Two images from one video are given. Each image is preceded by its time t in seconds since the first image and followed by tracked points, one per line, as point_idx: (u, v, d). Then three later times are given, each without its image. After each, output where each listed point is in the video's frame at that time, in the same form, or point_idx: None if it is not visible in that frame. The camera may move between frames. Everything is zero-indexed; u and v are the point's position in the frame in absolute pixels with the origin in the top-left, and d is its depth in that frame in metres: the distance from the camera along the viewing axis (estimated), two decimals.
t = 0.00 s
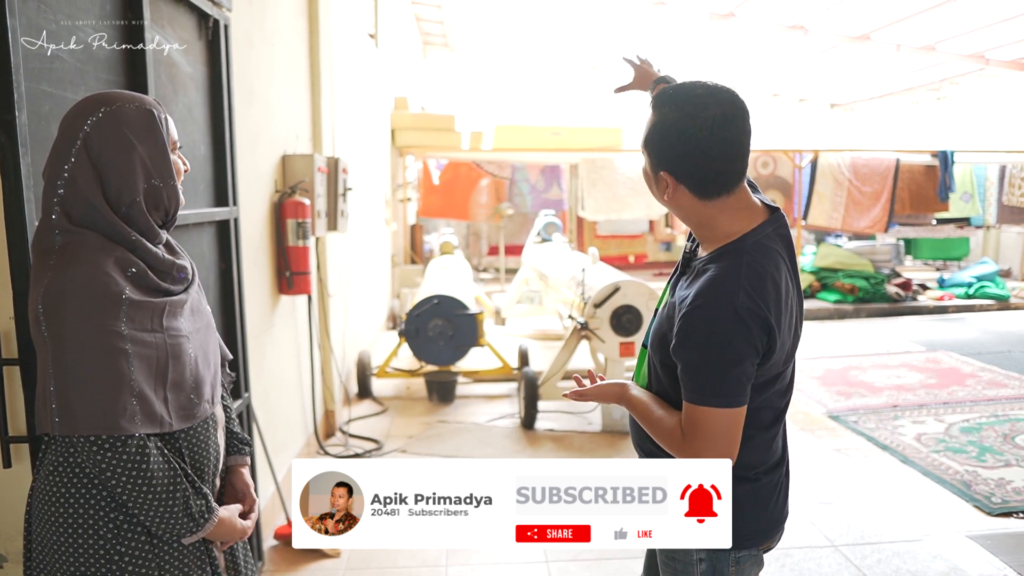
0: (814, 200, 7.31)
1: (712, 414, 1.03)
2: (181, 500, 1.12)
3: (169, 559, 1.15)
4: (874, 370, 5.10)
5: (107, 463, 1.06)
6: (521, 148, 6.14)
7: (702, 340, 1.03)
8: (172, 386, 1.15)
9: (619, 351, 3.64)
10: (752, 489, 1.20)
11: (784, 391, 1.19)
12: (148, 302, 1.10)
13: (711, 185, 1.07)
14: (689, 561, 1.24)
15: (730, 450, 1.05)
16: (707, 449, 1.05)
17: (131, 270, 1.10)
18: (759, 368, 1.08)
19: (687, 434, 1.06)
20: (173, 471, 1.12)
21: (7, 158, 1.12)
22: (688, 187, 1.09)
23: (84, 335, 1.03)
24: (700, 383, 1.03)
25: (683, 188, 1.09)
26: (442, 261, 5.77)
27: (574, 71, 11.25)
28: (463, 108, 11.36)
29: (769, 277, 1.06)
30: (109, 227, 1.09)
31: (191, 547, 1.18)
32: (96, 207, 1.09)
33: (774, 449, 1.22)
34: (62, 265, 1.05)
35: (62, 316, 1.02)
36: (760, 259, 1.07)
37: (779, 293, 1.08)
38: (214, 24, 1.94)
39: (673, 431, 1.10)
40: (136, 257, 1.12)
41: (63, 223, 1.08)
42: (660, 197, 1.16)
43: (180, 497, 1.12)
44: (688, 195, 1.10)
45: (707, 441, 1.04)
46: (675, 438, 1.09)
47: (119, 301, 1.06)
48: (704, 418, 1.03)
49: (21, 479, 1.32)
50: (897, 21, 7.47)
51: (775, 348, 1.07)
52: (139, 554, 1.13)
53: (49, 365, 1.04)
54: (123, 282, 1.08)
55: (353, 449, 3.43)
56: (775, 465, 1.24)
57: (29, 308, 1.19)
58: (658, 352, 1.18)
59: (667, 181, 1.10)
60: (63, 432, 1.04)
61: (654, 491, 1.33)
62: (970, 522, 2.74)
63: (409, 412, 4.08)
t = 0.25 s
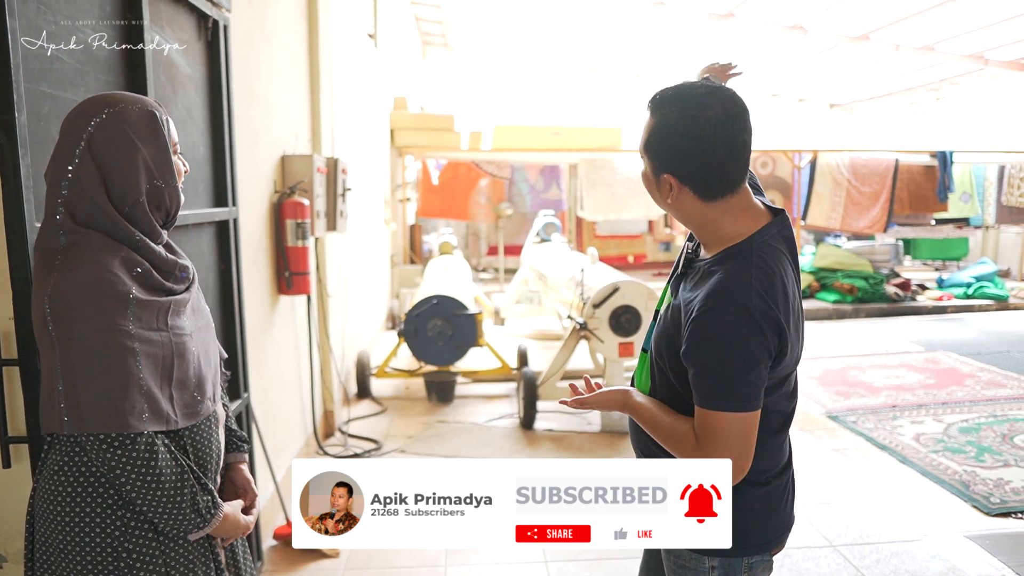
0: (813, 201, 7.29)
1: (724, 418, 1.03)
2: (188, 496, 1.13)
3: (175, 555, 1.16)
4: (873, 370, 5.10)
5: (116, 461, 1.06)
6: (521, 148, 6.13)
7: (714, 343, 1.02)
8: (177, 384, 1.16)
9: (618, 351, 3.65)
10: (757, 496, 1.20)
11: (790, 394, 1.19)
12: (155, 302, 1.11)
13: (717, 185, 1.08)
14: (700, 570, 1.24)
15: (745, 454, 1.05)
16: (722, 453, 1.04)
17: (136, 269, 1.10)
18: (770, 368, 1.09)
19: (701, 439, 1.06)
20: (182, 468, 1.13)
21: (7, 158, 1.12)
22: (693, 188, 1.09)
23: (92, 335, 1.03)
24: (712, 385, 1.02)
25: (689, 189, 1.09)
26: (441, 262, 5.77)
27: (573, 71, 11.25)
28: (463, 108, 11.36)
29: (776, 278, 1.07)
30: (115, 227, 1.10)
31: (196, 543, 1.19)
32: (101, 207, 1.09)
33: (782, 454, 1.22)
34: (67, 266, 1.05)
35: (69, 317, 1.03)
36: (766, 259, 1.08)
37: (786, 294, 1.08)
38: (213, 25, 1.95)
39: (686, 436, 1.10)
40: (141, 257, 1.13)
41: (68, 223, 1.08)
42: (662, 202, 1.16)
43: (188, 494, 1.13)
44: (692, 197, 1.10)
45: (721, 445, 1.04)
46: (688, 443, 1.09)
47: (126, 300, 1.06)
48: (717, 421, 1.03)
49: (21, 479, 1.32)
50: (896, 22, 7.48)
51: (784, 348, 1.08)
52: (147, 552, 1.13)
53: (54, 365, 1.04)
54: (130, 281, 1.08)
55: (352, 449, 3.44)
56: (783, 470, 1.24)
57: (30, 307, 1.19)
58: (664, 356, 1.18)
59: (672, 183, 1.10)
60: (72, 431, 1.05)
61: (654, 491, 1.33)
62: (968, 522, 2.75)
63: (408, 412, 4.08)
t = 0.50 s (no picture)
0: (812, 201, 7.25)
1: (737, 415, 1.03)
2: (197, 494, 1.14)
3: (182, 552, 1.17)
4: (872, 370, 5.11)
5: (126, 460, 1.07)
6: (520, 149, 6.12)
7: (730, 339, 1.03)
8: (184, 383, 1.16)
9: (618, 352, 3.65)
10: (762, 497, 1.20)
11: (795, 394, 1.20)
12: (161, 302, 1.12)
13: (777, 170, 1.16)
14: (702, 571, 1.25)
15: (755, 453, 1.05)
16: (732, 451, 1.04)
17: (143, 270, 1.11)
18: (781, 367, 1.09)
19: (713, 436, 1.05)
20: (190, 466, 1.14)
21: (11, 159, 1.12)
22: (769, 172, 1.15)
23: (101, 335, 1.04)
24: (727, 382, 1.02)
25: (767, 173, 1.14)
26: (441, 262, 5.77)
27: (573, 71, 11.25)
28: (462, 108, 11.37)
29: (790, 276, 1.07)
30: (121, 227, 1.10)
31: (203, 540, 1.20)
32: (107, 208, 1.09)
33: (786, 454, 1.22)
34: (75, 267, 1.05)
35: (78, 318, 1.03)
36: (780, 257, 1.08)
37: (798, 292, 1.09)
38: (215, 25, 1.95)
39: (695, 434, 1.09)
40: (147, 258, 1.13)
41: (75, 224, 1.08)
42: (729, 196, 1.13)
43: (197, 491, 1.14)
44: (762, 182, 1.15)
45: (731, 443, 1.04)
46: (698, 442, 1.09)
47: (135, 300, 1.07)
48: (729, 419, 1.03)
49: (24, 480, 1.32)
50: (897, 22, 7.48)
51: (796, 346, 1.08)
52: (155, 549, 1.14)
53: (62, 365, 1.04)
54: (137, 281, 1.09)
55: (353, 449, 3.44)
56: (787, 470, 1.24)
57: (33, 307, 1.19)
58: (674, 354, 1.18)
59: (759, 166, 1.13)
60: (81, 431, 1.05)
61: (654, 491, 1.35)
62: (968, 523, 2.75)
63: (408, 412, 4.08)
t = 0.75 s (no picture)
0: (813, 201, 7.20)
1: (772, 412, 1.03)
2: (207, 494, 1.15)
3: (192, 551, 1.17)
4: (873, 370, 5.11)
5: (137, 459, 1.08)
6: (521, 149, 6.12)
7: (762, 336, 1.03)
8: (192, 383, 1.17)
9: (620, 352, 3.64)
10: (779, 497, 1.18)
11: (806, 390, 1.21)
12: (170, 302, 1.12)
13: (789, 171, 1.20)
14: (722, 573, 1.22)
15: (790, 448, 1.05)
16: (767, 447, 1.04)
17: (152, 270, 1.11)
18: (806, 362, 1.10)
19: (747, 433, 1.05)
20: (199, 465, 1.14)
21: (18, 160, 1.13)
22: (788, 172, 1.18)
23: (110, 336, 1.04)
24: (763, 378, 1.03)
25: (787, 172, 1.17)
26: (442, 262, 5.77)
27: (573, 71, 11.25)
28: (463, 108, 11.38)
29: (812, 272, 1.09)
30: (129, 228, 1.11)
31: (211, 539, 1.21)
32: (114, 209, 1.10)
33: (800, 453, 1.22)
34: (84, 268, 1.05)
35: (88, 319, 1.03)
36: (800, 254, 1.10)
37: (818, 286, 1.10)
38: (219, 25, 1.95)
39: (725, 433, 1.09)
40: (155, 257, 1.14)
41: (83, 224, 1.08)
42: (763, 193, 1.14)
43: (206, 491, 1.14)
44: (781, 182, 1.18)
45: (765, 439, 1.04)
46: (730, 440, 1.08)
47: (144, 301, 1.07)
48: (763, 415, 1.03)
49: (30, 480, 1.32)
50: (897, 22, 7.49)
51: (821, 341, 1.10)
52: (164, 548, 1.14)
53: (73, 365, 1.04)
54: (145, 281, 1.09)
55: (355, 449, 3.44)
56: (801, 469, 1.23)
57: (40, 307, 1.19)
58: (695, 354, 1.18)
59: (784, 165, 1.15)
60: (92, 431, 1.06)
61: (654, 491, 1.38)
62: (970, 522, 2.75)
63: (410, 413, 4.08)
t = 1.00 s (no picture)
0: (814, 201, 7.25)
1: (786, 410, 1.03)
2: (211, 496, 1.14)
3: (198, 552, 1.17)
4: (874, 370, 5.11)
5: (141, 460, 1.07)
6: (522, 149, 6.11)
7: (777, 333, 1.03)
8: (197, 384, 1.17)
9: (622, 352, 3.64)
10: (791, 499, 1.17)
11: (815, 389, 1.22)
12: (175, 303, 1.12)
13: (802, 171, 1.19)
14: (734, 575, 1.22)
15: (804, 446, 1.05)
16: (783, 445, 1.04)
17: (157, 271, 1.11)
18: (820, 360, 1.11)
19: (763, 432, 1.05)
20: (203, 467, 1.14)
21: (26, 160, 1.13)
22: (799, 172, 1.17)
23: (115, 337, 1.04)
24: (777, 376, 1.03)
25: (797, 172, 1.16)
26: (443, 262, 5.77)
27: (573, 71, 11.25)
28: (463, 109, 11.37)
29: (824, 269, 1.10)
30: (135, 229, 1.11)
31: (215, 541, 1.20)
32: (119, 209, 1.10)
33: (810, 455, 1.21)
34: (89, 268, 1.06)
35: (93, 320, 1.03)
36: (812, 252, 1.10)
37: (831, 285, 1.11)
38: (223, 25, 1.95)
39: (739, 431, 1.09)
40: (160, 258, 1.13)
41: (89, 225, 1.08)
42: (768, 193, 1.14)
43: (210, 492, 1.14)
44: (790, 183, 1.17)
45: (780, 437, 1.04)
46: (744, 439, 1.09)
47: (149, 301, 1.07)
48: (778, 412, 1.03)
49: (37, 479, 1.33)
50: (897, 23, 7.49)
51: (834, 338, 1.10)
52: (170, 549, 1.14)
53: (79, 365, 1.04)
54: (150, 282, 1.09)
55: (357, 449, 3.44)
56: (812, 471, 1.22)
57: (46, 308, 1.19)
58: (708, 353, 1.18)
59: (791, 165, 1.15)
60: (97, 431, 1.06)
61: (654, 491, 1.41)
62: (972, 522, 2.76)
63: (411, 413, 4.08)
